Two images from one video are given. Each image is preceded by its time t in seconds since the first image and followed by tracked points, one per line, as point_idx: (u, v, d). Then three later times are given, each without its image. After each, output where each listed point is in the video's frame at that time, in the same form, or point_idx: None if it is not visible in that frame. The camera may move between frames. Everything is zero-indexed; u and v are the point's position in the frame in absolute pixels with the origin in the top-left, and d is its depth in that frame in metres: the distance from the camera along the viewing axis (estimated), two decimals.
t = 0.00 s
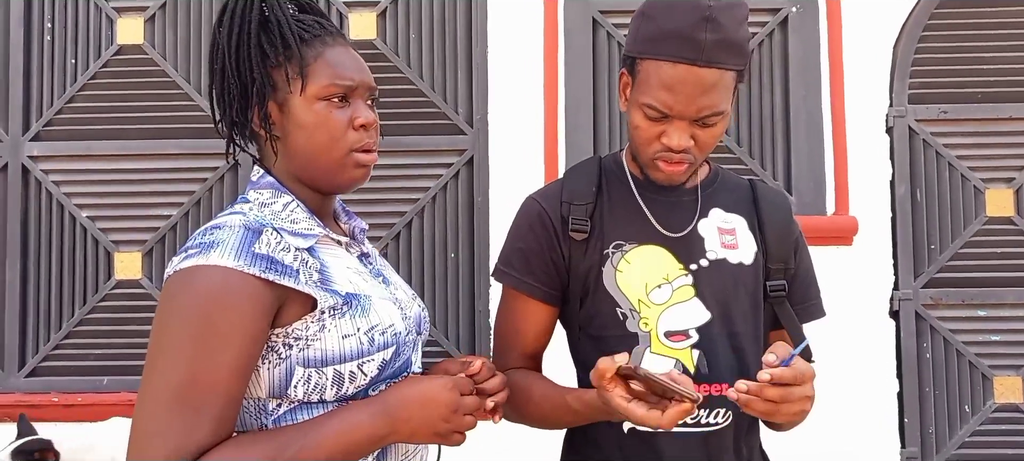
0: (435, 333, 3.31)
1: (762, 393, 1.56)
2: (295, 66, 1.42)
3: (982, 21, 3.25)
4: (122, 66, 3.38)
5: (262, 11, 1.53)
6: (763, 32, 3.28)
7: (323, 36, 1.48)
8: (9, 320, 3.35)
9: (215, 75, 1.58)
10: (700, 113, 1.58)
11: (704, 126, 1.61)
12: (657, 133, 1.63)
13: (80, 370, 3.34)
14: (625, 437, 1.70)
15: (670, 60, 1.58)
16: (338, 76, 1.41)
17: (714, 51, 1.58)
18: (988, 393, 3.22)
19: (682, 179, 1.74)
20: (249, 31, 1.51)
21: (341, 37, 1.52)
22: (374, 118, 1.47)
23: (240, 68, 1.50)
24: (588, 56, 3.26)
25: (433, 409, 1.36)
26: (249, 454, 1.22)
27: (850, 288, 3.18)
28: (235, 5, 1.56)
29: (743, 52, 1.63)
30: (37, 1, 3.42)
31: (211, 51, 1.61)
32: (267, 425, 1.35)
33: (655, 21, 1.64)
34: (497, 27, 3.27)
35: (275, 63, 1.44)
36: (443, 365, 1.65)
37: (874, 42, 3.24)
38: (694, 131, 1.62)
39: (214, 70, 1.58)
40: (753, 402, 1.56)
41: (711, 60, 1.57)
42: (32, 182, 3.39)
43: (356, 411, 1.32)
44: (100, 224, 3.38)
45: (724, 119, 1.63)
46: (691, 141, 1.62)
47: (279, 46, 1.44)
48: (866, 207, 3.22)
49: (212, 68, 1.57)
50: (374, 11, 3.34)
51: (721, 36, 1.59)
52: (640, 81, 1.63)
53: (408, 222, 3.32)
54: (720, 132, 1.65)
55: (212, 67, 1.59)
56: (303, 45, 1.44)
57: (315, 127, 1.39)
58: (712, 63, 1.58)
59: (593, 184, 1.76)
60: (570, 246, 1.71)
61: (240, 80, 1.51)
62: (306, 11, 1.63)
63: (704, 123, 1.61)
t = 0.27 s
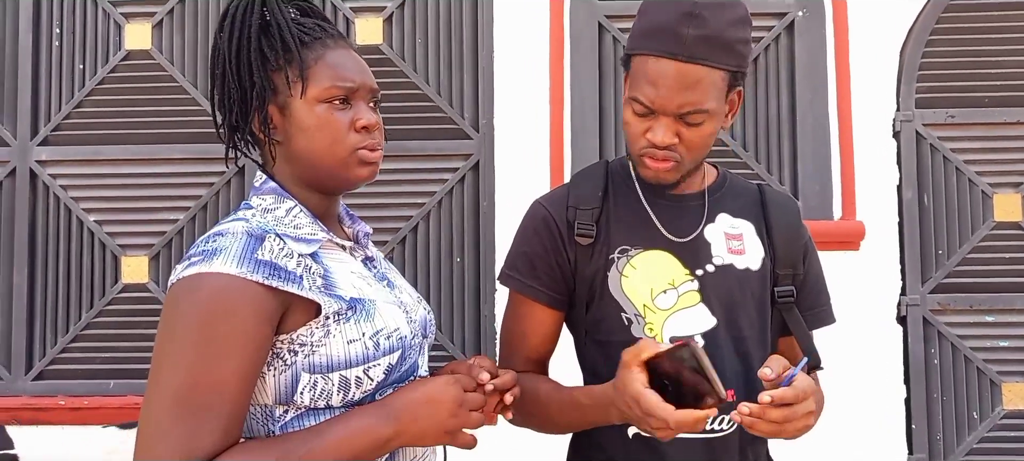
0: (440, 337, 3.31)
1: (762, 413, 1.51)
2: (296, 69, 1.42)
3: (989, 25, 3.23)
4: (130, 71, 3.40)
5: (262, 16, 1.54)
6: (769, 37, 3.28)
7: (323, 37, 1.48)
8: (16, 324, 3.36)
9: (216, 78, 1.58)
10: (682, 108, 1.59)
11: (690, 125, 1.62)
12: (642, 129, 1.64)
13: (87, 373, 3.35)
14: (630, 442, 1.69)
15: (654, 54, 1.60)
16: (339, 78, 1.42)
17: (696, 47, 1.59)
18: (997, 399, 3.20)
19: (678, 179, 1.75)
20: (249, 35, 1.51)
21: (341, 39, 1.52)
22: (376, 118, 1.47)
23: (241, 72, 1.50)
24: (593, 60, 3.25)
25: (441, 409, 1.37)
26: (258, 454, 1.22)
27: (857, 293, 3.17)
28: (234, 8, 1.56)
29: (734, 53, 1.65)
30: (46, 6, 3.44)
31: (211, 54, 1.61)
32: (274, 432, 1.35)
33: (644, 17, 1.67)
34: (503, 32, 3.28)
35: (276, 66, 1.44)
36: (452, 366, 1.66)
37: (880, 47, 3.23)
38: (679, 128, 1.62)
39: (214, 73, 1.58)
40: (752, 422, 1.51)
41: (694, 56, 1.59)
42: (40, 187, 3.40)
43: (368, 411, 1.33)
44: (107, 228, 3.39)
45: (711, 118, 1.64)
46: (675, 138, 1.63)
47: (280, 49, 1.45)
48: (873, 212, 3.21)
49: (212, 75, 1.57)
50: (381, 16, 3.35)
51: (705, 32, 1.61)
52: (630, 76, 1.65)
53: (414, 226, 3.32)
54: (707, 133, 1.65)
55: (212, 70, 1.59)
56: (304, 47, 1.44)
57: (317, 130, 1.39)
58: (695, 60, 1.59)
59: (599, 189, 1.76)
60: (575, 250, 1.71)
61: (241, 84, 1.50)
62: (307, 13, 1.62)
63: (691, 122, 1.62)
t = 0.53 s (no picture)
0: (445, 340, 3.31)
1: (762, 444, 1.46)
2: (293, 76, 1.43)
3: (996, 29, 3.23)
4: (137, 75, 3.42)
5: (259, 23, 1.54)
6: (775, 40, 3.27)
7: (320, 41, 1.48)
8: (22, 327, 3.37)
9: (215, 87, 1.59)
10: (637, 96, 1.64)
11: (653, 117, 1.66)
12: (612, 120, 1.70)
13: (93, 376, 3.36)
14: (633, 447, 1.68)
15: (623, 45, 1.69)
16: (336, 81, 1.42)
17: (652, 35, 1.65)
18: (1005, 404, 3.18)
19: (662, 178, 1.76)
20: (246, 42, 1.52)
21: (338, 41, 1.52)
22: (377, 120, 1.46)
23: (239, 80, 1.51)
24: (599, 63, 3.25)
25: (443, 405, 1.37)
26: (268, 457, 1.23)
27: (863, 297, 3.15)
28: (229, 15, 1.56)
29: (705, 50, 1.67)
30: (54, 11, 3.46)
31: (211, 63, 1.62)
32: (276, 436, 1.35)
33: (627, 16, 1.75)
34: (508, 36, 3.28)
35: (274, 73, 1.45)
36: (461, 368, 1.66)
37: (886, 50, 3.23)
38: (641, 117, 1.66)
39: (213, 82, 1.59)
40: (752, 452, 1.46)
41: (649, 46, 1.65)
42: (47, 190, 3.42)
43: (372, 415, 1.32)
44: (113, 232, 3.40)
45: (674, 112, 1.66)
46: (638, 127, 1.65)
47: (276, 56, 1.45)
48: (880, 216, 3.20)
49: (214, 82, 1.59)
50: (386, 21, 3.36)
51: (662, 21, 1.66)
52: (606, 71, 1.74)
53: (419, 230, 3.32)
54: (672, 129, 1.67)
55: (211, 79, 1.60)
56: (300, 53, 1.45)
57: (317, 135, 1.39)
58: (650, 48, 1.65)
59: (605, 193, 1.75)
60: (580, 254, 1.71)
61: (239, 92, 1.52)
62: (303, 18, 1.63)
63: (652, 114, 1.65)
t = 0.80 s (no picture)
0: (444, 335, 3.32)
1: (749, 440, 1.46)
2: (290, 71, 1.43)
3: (994, 23, 3.22)
4: (136, 71, 3.42)
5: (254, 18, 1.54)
6: (774, 35, 3.27)
7: (317, 36, 1.49)
8: (22, 322, 3.38)
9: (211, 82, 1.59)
10: (630, 86, 1.66)
11: (645, 106, 1.66)
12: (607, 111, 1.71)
13: (93, 371, 3.37)
14: (629, 440, 1.70)
15: (618, 35, 1.71)
16: (333, 77, 1.42)
17: (644, 24, 1.66)
18: (1002, 397, 3.19)
19: (657, 170, 1.76)
20: (241, 37, 1.52)
21: (335, 36, 1.52)
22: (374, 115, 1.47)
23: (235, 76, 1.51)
24: (598, 58, 3.25)
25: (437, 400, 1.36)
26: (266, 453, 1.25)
27: (861, 291, 3.17)
28: (224, 9, 1.56)
29: (696, 39, 1.68)
30: (53, 7, 3.47)
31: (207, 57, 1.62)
32: (274, 430, 1.37)
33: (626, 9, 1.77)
34: (507, 31, 3.28)
35: (270, 69, 1.45)
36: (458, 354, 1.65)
37: (885, 45, 3.23)
38: (634, 107, 1.67)
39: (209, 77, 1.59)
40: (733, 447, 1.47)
41: (641, 34, 1.66)
42: (47, 186, 3.43)
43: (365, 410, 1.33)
44: (113, 227, 3.41)
45: (666, 101, 1.67)
46: (631, 117, 1.66)
47: (273, 52, 1.46)
48: (878, 210, 3.20)
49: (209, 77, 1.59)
50: (386, 16, 3.36)
51: (654, 10, 1.67)
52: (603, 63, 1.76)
53: (418, 224, 3.33)
54: (664, 120, 1.67)
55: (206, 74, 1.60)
56: (298, 48, 1.45)
57: (315, 131, 1.40)
58: (643, 37, 1.66)
59: (602, 187, 1.76)
60: (577, 248, 1.71)
61: (237, 88, 1.53)
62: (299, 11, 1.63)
63: (644, 103, 1.66)
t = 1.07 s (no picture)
0: (443, 342, 3.32)
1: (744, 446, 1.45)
2: (289, 80, 1.44)
3: (992, 32, 3.24)
4: (137, 76, 3.43)
5: (250, 27, 1.54)
6: (773, 44, 3.29)
7: (314, 44, 1.49)
8: (20, 328, 3.37)
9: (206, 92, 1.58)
10: (628, 89, 1.67)
11: (643, 109, 1.68)
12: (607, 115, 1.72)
13: (91, 377, 3.37)
14: (628, 448, 1.70)
15: (619, 38, 1.72)
16: (333, 85, 1.43)
17: (643, 28, 1.68)
18: (1000, 406, 3.20)
19: (655, 175, 1.76)
20: (237, 47, 1.51)
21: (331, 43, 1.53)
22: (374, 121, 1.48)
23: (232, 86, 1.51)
24: (597, 65, 3.26)
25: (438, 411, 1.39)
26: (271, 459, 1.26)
27: (859, 300, 3.17)
28: (218, 18, 1.55)
29: (695, 44, 1.69)
30: (54, 12, 3.48)
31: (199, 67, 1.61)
32: (274, 437, 1.37)
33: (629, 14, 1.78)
34: (507, 38, 3.29)
35: (269, 79, 1.45)
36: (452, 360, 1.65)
37: (883, 54, 3.24)
38: (632, 110, 1.68)
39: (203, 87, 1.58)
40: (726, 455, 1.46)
41: (641, 37, 1.68)
42: (46, 191, 3.43)
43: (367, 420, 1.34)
44: (112, 232, 3.41)
45: (663, 106, 1.67)
46: (630, 119, 1.67)
47: (270, 61, 1.46)
48: (876, 219, 3.21)
49: (204, 87, 1.58)
50: (386, 23, 3.37)
51: (654, 14, 1.68)
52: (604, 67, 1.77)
53: (417, 231, 3.33)
54: (662, 123, 1.68)
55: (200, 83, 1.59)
56: (297, 57, 1.46)
57: (318, 140, 1.41)
58: (643, 40, 1.68)
59: (601, 195, 1.77)
60: (577, 255, 1.72)
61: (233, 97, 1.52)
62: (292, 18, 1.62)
63: (642, 106, 1.67)
